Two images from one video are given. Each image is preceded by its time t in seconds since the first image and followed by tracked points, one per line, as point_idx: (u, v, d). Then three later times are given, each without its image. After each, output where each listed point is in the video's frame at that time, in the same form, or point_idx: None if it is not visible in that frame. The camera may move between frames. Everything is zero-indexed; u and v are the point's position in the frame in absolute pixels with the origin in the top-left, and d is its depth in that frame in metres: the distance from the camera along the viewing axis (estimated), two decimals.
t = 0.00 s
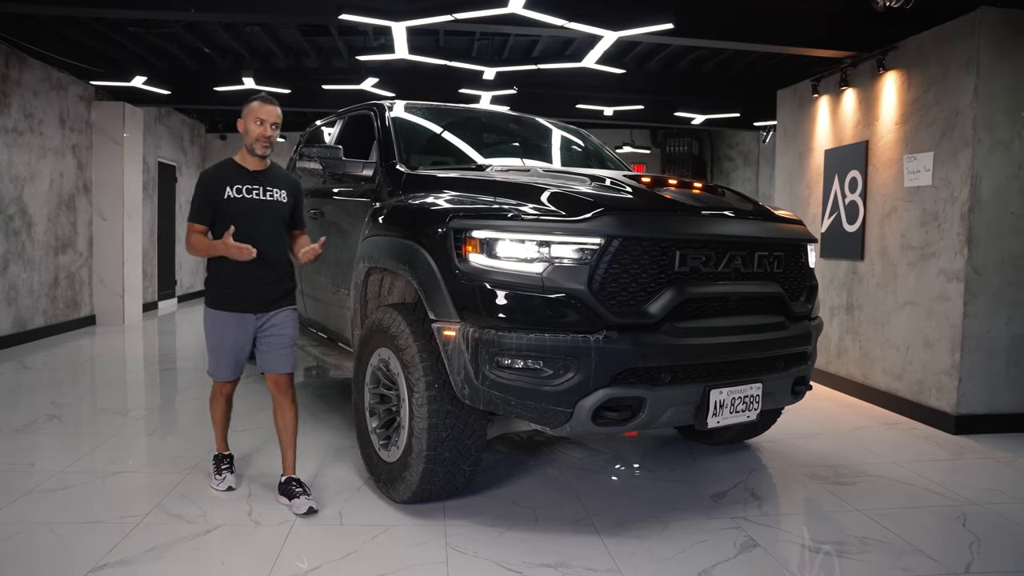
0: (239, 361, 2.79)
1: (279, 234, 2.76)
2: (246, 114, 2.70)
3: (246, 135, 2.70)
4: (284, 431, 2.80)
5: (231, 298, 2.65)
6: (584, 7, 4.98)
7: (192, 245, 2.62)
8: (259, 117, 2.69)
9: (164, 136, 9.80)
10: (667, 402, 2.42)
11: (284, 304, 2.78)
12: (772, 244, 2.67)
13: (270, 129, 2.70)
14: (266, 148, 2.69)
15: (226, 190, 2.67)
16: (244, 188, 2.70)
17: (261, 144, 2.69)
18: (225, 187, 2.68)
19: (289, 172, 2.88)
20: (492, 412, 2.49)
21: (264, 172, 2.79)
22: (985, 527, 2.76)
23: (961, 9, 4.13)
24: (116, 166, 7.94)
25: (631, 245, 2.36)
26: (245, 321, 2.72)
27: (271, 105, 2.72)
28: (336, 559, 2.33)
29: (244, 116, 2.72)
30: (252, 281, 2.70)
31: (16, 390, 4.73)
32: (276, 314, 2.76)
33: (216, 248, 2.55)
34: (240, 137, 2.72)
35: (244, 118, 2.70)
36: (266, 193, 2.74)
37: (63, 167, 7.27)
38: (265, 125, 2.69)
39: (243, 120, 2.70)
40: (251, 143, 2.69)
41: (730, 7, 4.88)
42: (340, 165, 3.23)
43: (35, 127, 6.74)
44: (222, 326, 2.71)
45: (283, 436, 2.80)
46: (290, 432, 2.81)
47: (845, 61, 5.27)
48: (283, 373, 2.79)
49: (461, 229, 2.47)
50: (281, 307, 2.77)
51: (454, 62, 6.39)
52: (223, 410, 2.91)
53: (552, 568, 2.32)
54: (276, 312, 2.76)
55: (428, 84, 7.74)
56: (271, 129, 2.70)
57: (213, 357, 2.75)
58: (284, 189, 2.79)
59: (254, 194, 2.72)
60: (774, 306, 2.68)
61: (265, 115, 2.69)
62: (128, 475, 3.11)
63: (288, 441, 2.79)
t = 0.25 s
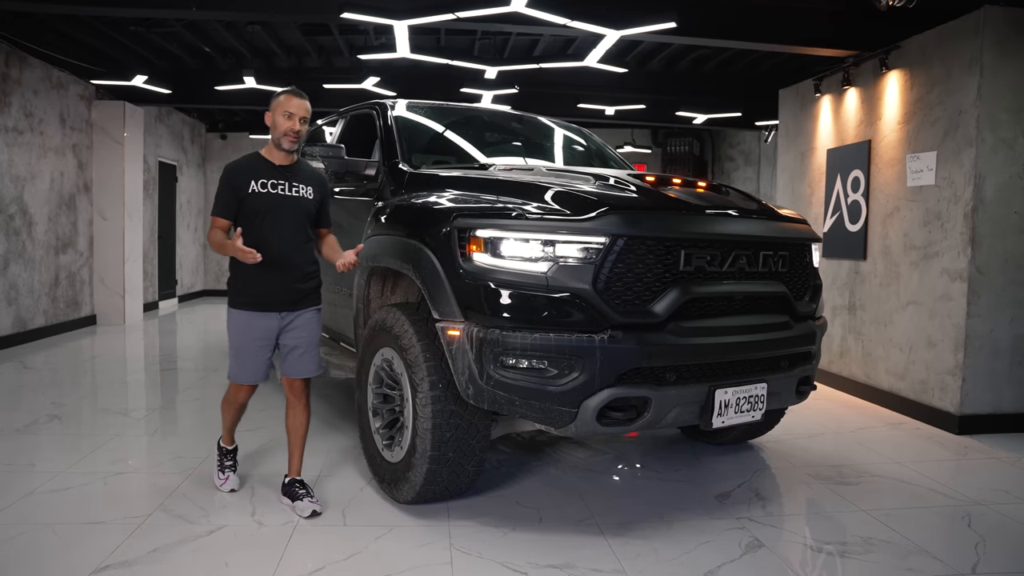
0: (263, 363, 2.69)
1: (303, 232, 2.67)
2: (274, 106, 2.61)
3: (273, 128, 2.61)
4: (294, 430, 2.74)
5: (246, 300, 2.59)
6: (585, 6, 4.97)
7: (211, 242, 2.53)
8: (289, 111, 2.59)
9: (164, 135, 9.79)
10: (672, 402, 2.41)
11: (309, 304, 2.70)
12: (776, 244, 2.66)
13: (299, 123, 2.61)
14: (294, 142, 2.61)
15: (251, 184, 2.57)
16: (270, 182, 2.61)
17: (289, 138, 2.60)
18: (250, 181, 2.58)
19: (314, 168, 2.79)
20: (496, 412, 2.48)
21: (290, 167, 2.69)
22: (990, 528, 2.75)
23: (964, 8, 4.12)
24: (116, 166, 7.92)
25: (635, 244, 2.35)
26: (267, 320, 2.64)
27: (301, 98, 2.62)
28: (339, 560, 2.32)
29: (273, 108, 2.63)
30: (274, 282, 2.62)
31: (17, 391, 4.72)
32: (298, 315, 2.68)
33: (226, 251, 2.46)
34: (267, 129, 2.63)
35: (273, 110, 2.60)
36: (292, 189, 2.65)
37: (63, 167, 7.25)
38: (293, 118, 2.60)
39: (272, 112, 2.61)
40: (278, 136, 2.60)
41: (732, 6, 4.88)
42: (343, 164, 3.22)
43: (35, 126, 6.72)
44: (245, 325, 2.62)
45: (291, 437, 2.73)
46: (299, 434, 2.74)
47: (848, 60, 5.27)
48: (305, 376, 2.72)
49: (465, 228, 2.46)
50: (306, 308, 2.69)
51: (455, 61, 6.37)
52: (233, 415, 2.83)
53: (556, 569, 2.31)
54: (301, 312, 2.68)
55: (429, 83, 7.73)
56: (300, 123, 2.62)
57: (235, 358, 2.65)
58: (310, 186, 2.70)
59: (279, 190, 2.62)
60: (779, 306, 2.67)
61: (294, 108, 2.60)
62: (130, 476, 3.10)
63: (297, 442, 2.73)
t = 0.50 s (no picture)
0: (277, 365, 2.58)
1: (320, 230, 2.58)
2: (290, 101, 2.53)
3: (288, 124, 2.53)
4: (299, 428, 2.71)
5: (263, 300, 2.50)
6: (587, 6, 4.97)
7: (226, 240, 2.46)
8: (304, 107, 2.51)
9: (164, 134, 9.78)
10: (676, 402, 2.40)
11: (323, 304, 2.62)
12: (780, 243, 2.65)
13: (315, 120, 2.53)
14: (309, 139, 2.53)
15: (265, 181, 2.49)
16: (284, 179, 2.52)
17: (304, 136, 2.52)
18: (265, 177, 2.50)
19: (331, 166, 2.71)
20: (499, 412, 2.47)
21: (306, 164, 2.61)
22: (993, 527, 2.75)
23: (966, 8, 4.11)
24: (116, 165, 7.90)
25: (639, 243, 2.34)
26: (280, 320, 2.55)
27: (317, 94, 2.53)
28: (342, 561, 2.31)
29: (288, 103, 2.54)
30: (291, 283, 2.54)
31: (17, 390, 4.70)
32: (312, 317, 2.61)
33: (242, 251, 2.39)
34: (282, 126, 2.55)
35: (288, 106, 2.52)
36: (308, 186, 2.56)
37: (62, 166, 7.24)
38: (309, 115, 2.51)
39: (287, 108, 2.53)
40: (293, 134, 2.52)
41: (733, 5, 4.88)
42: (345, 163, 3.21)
43: (35, 125, 6.71)
44: (258, 324, 2.52)
45: (295, 436, 2.71)
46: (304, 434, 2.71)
47: (849, 59, 5.26)
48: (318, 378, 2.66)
49: (468, 227, 2.45)
50: (320, 309, 2.61)
51: (456, 60, 6.37)
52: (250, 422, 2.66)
53: (560, 569, 2.30)
54: (315, 312, 2.60)
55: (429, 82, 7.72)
56: (316, 120, 2.53)
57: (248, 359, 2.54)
58: (326, 183, 2.62)
59: (294, 186, 2.54)
60: (782, 306, 2.66)
61: (310, 104, 2.51)
62: (131, 476, 3.09)
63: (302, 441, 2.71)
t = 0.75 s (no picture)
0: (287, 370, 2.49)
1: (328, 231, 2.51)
2: (296, 100, 2.46)
3: (295, 123, 2.45)
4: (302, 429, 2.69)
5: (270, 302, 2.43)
6: (588, 5, 4.96)
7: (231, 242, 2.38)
8: (312, 105, 2.44)
9: (164, 134, 9.77)
10: (677, 402, 2.40)
11: (332, 306, 2.55)
12: (780, 243, 2.65)
13: (323, 119, 2.46)
14: (318, 138, 2.47)
15: (272, 181, 2.41)
16: (292, 179, 2.45)
17: (312, 134, 2.46)
18: (272, 177, 2.42)
19: (337, 164, 2.64)
20: (499, 412, 2.47)
21: (313, 163, 2.54)
22: (993, 527, 2.75)
23: (966, 8, 4.11)
24: (116, 165, 7.90)
25: (640, 243, 2.34)
26: (290, 323, 2.47)
27: (325, 92, 2.48)
28: (342, 561, 2.30)
29: (294, 102, 2.47)
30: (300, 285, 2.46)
31: (16, 390, 4.70)
32: (321, 319, 2.53)
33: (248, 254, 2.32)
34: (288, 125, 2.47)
35: (295, 105, 2.45)
36: (316, 186, 2.49)
37: (62, 165, 7.24)
38: (318, 113, 2.45)
39: (293, 106, 2.45)
40: (301, 133, 2.45)
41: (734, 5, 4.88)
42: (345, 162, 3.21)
43: (34, 124, 6.71)
44: (267, 328, 2.44)
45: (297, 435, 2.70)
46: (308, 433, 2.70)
47: (849, 60, 5.26)
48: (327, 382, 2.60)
49: (469, 227, 2.45)
50: (329, 311, 2.54)
51: (456, 60, 6.37)
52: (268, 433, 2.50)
53: (560, 569, 2.30)
54: (324, 314, 2.53)
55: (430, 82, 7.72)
56: (325, 118, 2.47)
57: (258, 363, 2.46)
58: (334, 182, 2.56)
59: (301, 187, 2.46)
60: (783, 306, 2.66)
61: (318, 102, 2.45)
62: (131, 476, 3.08)
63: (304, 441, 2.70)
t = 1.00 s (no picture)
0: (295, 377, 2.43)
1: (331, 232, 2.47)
2: (293, 98, 2.42)
3: (292, 122, 2.42)
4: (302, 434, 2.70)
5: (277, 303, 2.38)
6: (587, 5, 4.96)
7: (249, 249, 2.31)
8: (309, 104, 2.41)
9: (164, 134, 9.78)
10: (675, 402, 2.40)
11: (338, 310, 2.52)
12: (779, 243, 2.65)
13: (319, 118, 2.43)
14: (315, 138, 2.44)
15: (274, 182, 2.37)
16: (294, 180, 2.41)
17: (309, 134, 2.43)
18: (273, 178, 2.38)
19: (335, 165, 2.61)
20: (498, 412, 2.47)
21: (311, 163, 2.51)
22: (992, 527, 2.75)
23: (965, 8, 4.11)
24: (115, 165, 7.90)
25: (639, 244, 2.34)
26: (299, 328, 2.42)
27: (321, 90, 2.44)
28: (341, 561, 2.30)
29: (290, 101, 2.44)
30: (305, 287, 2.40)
31: (15, 390, 4.69)
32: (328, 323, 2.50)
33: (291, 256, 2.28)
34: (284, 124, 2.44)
35: (291, 104, 2.42)
36: (317, 186, 2.46)
37: (62, 165, 7.24)
38: (315, 112, 2.41)
39: (290, 106, 2.42)
40: (297, 132, 2.42)
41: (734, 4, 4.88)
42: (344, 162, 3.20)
43: (34, 124, 6.71)
44: (275, 333, 2.38)
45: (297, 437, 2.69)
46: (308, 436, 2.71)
47: (848, 60, 5.26)
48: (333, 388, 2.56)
49: (468, 227, 2.45)
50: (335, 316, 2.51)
51: (456, 60, 6.37)
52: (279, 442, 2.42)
53: (559, 569, 2.30)
54: (331, 319, 2.50)
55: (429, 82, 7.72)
56: (322, 117, 2.44)
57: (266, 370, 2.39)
58: (334, 182, 2.53)
59: (303, 187, 2.42)
60: (782, 306, 2.67)
61: (315, 101, 2.41)
62: (130, 476, 3.08)
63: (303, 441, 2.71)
